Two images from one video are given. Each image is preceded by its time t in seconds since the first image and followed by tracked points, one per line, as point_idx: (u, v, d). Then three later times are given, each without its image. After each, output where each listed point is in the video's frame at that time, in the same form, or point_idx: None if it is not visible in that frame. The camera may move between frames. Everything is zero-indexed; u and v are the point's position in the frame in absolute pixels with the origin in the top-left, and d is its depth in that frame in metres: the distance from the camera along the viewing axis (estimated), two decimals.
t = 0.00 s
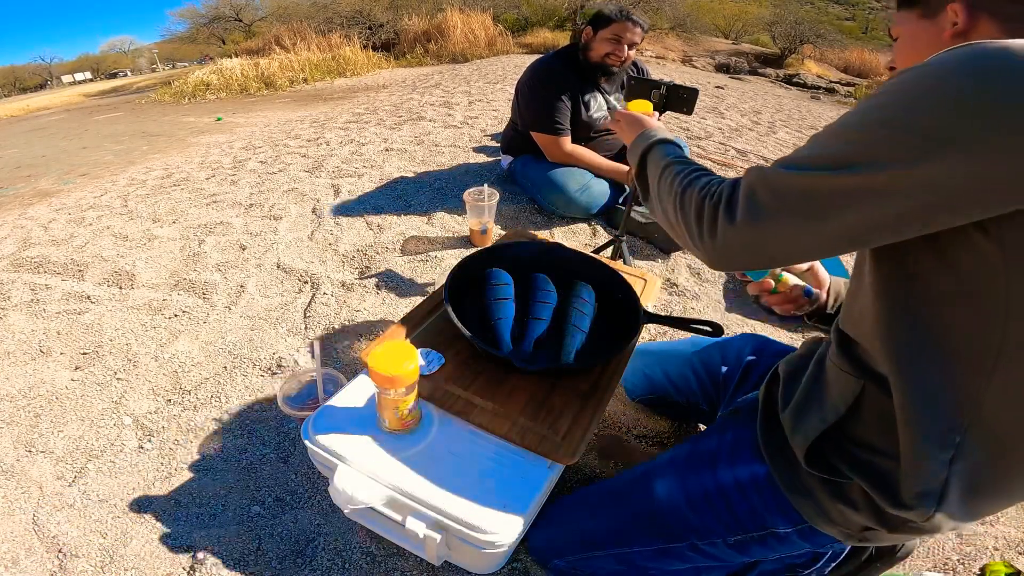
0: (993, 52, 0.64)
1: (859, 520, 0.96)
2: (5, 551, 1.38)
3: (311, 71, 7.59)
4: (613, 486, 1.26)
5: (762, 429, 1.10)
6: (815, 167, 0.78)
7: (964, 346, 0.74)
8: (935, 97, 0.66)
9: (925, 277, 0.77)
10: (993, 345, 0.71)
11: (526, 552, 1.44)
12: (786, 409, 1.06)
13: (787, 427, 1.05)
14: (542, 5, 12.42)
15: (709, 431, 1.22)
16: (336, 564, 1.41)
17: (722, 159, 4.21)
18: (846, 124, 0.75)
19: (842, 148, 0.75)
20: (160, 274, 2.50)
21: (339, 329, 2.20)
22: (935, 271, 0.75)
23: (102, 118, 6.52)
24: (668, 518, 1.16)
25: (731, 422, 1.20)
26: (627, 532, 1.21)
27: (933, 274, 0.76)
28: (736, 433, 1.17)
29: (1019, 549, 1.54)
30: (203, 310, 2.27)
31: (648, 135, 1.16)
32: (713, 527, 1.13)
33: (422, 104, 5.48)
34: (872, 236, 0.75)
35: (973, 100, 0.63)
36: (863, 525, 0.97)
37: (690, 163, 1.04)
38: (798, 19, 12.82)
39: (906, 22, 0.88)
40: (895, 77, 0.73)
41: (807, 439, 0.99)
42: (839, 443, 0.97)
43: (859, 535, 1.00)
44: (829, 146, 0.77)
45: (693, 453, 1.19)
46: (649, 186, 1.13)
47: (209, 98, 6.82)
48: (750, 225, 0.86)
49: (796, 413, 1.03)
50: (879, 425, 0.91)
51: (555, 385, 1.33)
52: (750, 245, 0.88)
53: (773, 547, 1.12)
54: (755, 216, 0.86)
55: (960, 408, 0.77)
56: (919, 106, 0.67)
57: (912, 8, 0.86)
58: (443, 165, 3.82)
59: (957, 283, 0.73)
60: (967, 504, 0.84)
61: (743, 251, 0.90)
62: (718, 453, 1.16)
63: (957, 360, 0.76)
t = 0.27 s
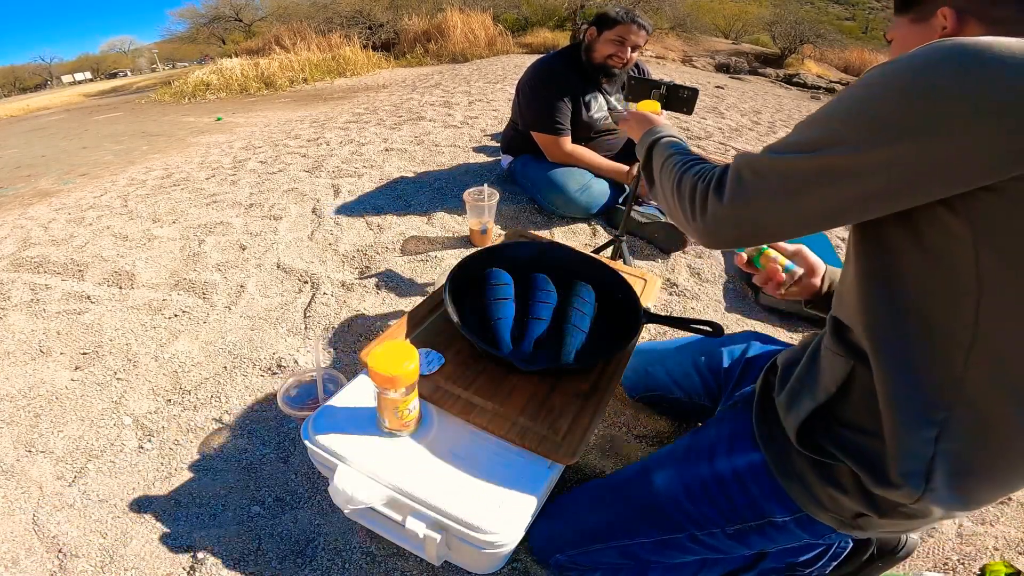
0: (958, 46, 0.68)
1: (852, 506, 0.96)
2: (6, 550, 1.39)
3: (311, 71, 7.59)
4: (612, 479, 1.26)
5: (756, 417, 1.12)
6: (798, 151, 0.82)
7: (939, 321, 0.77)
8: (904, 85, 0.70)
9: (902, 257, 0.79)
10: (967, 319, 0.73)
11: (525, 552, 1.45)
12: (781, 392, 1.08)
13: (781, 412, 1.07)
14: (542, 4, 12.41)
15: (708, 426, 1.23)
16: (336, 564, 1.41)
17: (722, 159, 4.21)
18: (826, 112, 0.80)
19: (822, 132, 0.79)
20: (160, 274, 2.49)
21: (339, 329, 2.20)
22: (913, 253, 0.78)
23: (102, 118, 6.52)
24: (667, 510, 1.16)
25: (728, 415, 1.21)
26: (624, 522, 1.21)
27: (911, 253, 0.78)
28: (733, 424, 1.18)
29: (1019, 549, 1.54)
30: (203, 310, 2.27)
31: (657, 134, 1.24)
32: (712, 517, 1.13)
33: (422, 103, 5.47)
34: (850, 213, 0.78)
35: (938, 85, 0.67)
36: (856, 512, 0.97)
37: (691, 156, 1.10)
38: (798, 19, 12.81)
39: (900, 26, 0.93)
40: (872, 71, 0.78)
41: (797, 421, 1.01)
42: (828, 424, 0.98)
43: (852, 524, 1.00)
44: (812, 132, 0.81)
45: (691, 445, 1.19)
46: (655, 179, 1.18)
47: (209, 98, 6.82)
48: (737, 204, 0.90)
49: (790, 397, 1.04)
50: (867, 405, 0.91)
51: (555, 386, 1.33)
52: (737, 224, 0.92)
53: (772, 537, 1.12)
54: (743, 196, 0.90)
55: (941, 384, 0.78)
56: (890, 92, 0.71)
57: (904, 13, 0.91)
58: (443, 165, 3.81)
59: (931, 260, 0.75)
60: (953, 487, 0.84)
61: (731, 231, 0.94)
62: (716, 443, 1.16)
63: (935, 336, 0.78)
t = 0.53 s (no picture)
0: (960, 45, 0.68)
1: (851, 505, 0.96)
2: (6, 550, 1.39)
3: (311, 71, 7.58)
4: (612, 478, 1.26)
5: (756, 417, 1.12)
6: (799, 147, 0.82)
7: (941, 315, 0.76)
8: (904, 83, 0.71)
9: (902, 254, 0.79)
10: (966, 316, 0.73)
11: (525, 552, 1.45)
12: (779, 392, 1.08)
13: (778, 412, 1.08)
14: (542, 4, 12.41)
15: (707, 424, 1.23)
16: (336, 564, 1.41)
17: (722, 159, 4.21)
18: (827, 110, 0.80)
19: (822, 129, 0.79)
20: (160, 274, 2.49)
21: (339, 329, 2.20)
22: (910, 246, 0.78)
23: (102, 118, 6.52)
24: (667, 510, 1.16)
25: (728, 414, 1.21)
26: (624, 522, 1.21)
27: (912, 249, 0.78)
28: (733, 423, 1.18)
29: (1019, 549, 1.54)
30: (203, 310, 2.27)
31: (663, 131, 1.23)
32: (711, 516, 1.13)
33: (422, 103, 5.47)
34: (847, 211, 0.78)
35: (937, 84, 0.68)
36: (855, 510, 0.96)
37: (695, 154, 1.10)
38: (798, 19, 12.80)
39: (894, 35, 1.00)
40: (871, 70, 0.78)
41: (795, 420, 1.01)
42: (826, 423, 0.98)
43: (851, 523, 0.99)
44: (812, 129, 0.81)
45: (691, 444, 1.19)
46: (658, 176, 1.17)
47: (209, 98, 6.81)
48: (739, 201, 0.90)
49: (789, 396, 1.05)
50: (865, 404, 0.91)
51: (555, 386, 1.33)
52: (742, 221, 0.91)
53: (772, 537, 1.11)
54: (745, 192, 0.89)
55: (941, 383, 0.78)
56: (890, 90, 0.72)
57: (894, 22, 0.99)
58: (443, 165, 3.81)
59: (933, 256, 0.75)
60: (954, 483, 0.84)
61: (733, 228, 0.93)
62: (716, 442, 1.16)
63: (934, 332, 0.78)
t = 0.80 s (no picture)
0: (978, 52, 0.67)
1: (852, 507, 0.96)
2: (5, 550, 1.39)
3: (311, 70, 7.58)
4: (612, 479, 1.26)
5: (756, 418, 1.12)
6: (838, 182, 0.78)
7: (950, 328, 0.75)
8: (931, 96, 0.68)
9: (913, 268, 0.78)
10: (981, 326, 0.71)
11: (526, 552, 1.45)
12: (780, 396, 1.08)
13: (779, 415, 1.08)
14: (542, 4, 12.41)
15: (707, 425, 1.23)
16: (336, 564, 1.41)
17: (722, 159, 4.20)
18: (855, 138, 0.77)
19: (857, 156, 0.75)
20: (160, 274, 2.49)
21: (339, 329, 2.20)
22: (925, 262, 0.74)
23: (102, 118, 6.52)
24: (667, 511, 1.16)
25: (728, 414, 1.21)
26: (624, 524, 1.21)
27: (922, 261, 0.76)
28: (733, 424, 1.18)
29: (1019, 549, 1.54)
30: (203, 310, 2.27)
31: (681, 180, 1.18)
32: (711, 517, 1.13)
33: (422, 103, 5.47)
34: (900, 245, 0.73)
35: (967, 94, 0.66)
36: (857, 513, 0.96)
37: (726, 201, 1.04)
38: (798, 19, 12.80)
39: (880, 43, 0.99)
40: (887, 88, 0.76)
41: (795, 424, 1.01)
42: (826, 427, 0.99)
43: (851, 524, 0.99)
44: (845, 159, 0.77)
45: (691, 444, 1.19)
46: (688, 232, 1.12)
47: (209, 98, 6.81)
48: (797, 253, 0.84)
49: (789, 400, 1.05)
50: (866, 409, 0.91)
51: (555, 386, 1.33)
52: (805, 287, 0.85)
53: (772, 538, 1.11)
54: (801, 244, 0.83)
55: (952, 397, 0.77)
56: (918, 104, 0.69)
57: (879, 29, 0.98)
58: (443, 165, 3.81)
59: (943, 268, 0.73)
60: (956, 487, 0.84)
61: (802, 289, 0.86)
62: (715, 443, 1.16)
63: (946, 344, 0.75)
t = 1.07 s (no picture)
0: (1003, 60, 0.65)
1: (852, 512, 0.96)
2: (5, 550, 1.39)
3: (311, 71, 7.58)
4: (613, 482, 1.27)
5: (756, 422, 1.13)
6: (866, 208, 0.75)
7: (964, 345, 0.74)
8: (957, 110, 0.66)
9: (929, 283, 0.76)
10: (1000, 345, 0.70)
11: (526, 552, 1.45)
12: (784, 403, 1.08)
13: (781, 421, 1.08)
14: (542, 4, 12.41)
15: (707, 427, 1.23)
16: (337, 564, 1.41)
17: (721, 159, 4.20)
18: (883, 162, 0.74)
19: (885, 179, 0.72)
20: (160, 274, 2.49)
21: (339, 329, 2.20)
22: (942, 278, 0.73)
23: (102, 118, 6.52)
24: (666, 514, 1.16)
25: (728, 418, 1.22)
26: (625, 529, 1.21)
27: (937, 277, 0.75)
28: (733, 426, 1.18)
29: (1019, 550, 1.54)
30: (203, 310, 2.27)
31: (684, 216, 1.15)
32: (711, 520, 1.13)
33: (422, 103, 5.47)
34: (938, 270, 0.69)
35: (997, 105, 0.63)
36: (857, 518, 0.97)
37: (741, 235, 1.00)
38: (798, 19, 12.80)
39: (883, 35, 0.92)
40: (908, 105, 0.74)
41: (797, 431, 1.01)
42: (828, 434, 0.99)
43: (851, 530, 1.00)
44: (871, 184, 0.75)
45: (691, 447, 1.19)
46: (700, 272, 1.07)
47: (209, 98, 6.81)
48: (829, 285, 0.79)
49: (791, 406, 1.06)
50: (869, 417, 0.91)
51: (555, 386, 1.33)
52: (842, 321, 0.80)
53: (772, 540, 1.11)
54: (833, 275, 0.79)
55: (963, 413, 0.77)
56: (945, 119, 0.67)
57: (882, 21, 0.91)
58: (443, 165, 3.81)
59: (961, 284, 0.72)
60: (959, 499, 0.84)
61: (839, 326, 0.81)
62: (716, 446, 1.16)
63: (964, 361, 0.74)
